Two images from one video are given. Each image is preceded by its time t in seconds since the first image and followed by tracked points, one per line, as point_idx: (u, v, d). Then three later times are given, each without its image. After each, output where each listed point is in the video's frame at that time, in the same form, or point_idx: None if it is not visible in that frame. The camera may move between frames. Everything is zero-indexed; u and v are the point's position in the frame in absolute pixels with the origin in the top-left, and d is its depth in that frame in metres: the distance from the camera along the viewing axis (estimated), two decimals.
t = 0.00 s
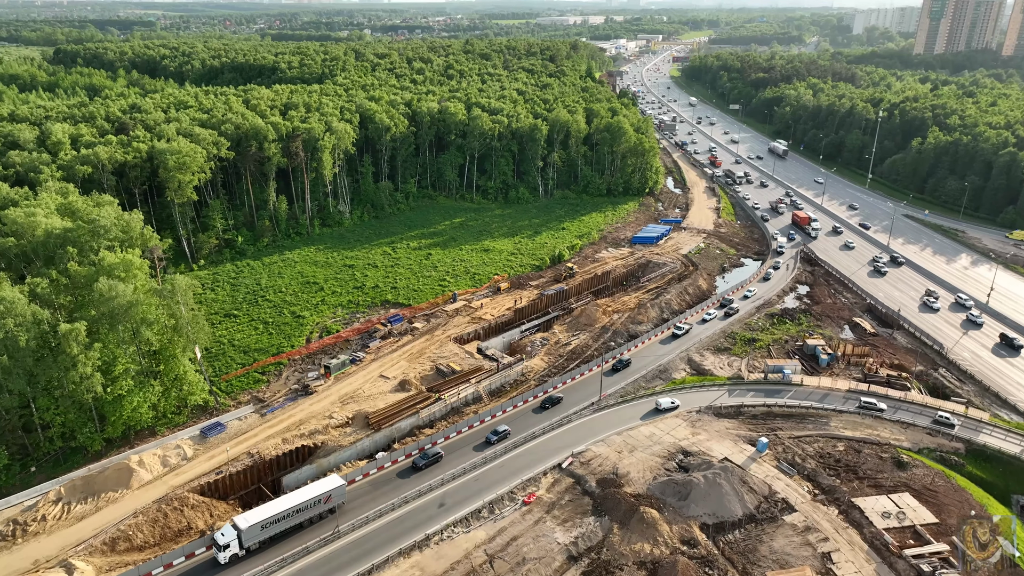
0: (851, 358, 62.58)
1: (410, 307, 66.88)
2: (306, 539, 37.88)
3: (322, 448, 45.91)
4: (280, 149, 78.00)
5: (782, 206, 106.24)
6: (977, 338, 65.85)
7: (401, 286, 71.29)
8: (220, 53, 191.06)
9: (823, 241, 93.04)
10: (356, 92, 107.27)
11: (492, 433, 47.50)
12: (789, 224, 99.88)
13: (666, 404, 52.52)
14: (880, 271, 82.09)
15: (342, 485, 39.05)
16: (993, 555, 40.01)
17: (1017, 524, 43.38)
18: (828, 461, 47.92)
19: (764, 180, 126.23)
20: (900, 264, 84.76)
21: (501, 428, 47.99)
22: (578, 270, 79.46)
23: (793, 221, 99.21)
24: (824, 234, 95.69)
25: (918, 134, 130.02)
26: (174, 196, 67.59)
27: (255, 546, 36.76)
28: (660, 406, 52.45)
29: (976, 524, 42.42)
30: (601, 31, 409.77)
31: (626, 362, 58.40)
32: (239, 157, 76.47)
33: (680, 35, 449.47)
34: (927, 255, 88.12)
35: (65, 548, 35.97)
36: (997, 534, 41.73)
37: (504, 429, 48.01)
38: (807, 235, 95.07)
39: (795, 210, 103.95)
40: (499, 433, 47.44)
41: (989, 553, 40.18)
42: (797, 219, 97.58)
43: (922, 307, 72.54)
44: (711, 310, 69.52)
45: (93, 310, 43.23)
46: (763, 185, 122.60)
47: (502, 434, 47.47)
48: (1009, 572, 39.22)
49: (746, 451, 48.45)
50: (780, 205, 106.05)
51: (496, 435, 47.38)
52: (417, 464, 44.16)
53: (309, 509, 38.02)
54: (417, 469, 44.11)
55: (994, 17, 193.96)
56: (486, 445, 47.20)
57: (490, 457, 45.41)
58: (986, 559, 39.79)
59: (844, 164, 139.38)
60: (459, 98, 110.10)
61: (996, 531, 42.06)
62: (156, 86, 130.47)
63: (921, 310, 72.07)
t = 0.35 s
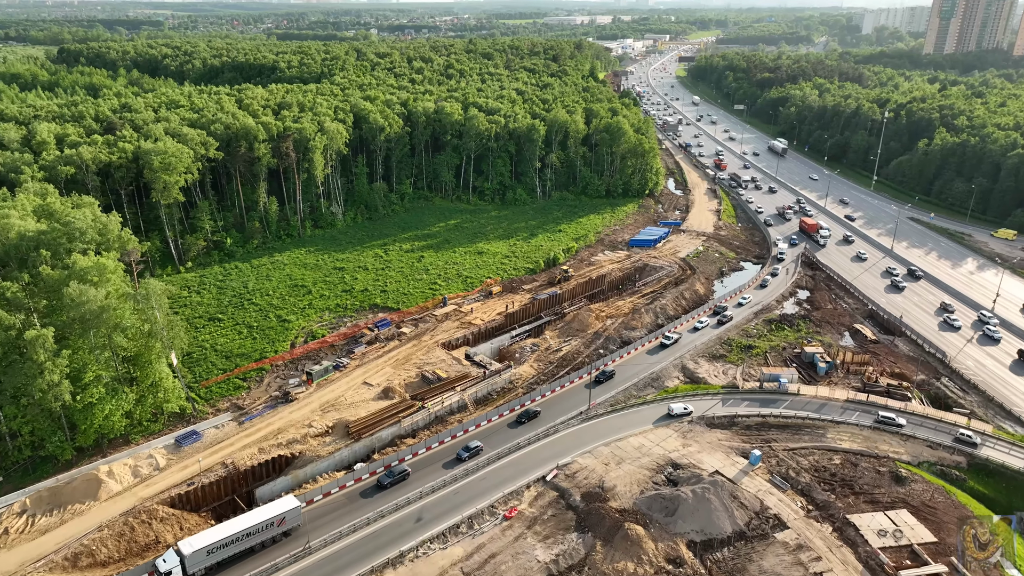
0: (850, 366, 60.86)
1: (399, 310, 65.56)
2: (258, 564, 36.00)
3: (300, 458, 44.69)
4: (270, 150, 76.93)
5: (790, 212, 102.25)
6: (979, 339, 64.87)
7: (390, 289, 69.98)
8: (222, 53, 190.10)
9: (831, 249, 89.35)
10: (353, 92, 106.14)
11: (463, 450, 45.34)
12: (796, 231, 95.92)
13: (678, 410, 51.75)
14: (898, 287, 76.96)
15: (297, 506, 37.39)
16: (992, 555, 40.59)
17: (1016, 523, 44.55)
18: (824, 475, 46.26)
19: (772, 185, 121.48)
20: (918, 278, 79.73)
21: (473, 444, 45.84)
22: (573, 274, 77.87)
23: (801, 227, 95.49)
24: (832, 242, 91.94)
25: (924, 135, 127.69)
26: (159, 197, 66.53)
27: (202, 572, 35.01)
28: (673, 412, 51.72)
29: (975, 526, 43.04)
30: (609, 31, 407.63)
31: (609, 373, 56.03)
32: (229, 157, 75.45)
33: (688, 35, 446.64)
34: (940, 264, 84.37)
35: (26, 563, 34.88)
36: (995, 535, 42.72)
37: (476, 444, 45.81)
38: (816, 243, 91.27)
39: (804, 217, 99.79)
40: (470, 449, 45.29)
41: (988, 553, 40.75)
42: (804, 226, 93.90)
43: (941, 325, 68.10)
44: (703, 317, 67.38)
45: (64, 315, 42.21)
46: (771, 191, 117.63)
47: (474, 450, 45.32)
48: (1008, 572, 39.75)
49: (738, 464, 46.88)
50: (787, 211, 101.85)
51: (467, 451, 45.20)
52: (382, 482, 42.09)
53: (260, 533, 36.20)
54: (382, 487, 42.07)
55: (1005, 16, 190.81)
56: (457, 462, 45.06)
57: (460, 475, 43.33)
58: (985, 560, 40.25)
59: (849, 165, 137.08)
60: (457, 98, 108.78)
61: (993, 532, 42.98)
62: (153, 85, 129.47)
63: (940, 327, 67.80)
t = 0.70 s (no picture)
0: (850, 375, 59.10)
1: (388, 316, 64.23)
2: None
3: (276, 470, 43.34)
4: (260, 151, 75.80)
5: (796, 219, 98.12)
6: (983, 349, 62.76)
7: (380, 294, 68.63)
8: (224, 53, 189.15)
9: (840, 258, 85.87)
10: (349, 92, 104.89)
11: (432, 470, 43.30)
12: (804, 239, 92.26)
13: (694, 418, 50.64)
14: (917, 305, 71.88)
15: (246, 533, 35.79)
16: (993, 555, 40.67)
17: (1016, 521, 43.70)
18: (818, 491, 44.58)
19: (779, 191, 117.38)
20: (939, 294, 74.66)
21: (443, 463, 43.80)
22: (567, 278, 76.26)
23: (809, 235, 92.02)
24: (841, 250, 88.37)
25: (931, 137, 125.33)
26: (144, 199, 65.45)
27: None
28: (688, 420, 50.63)
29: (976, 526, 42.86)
30: (616, 31, 405.50)
31: (591, 387, 53.55)
32: (217, 159, 74.33)
33: (695, 35, 444.08)
34: (954, 276, 80.46)
35: None
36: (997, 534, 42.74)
37: (445, 464, 43.75)
38: (823, 252, 87.84)
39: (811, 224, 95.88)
40: (438, 469, 43.25)
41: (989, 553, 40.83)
42: (812, 234, 90.45)
43: (963, 345, 63.72)
44: (694, 328, 64.85)
45: (32, 323, 41.13)
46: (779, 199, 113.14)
47: (442, 469, 43.34)
48: (1010, 571, 39.79)
49: (730, 479, 45.23)
50: (794, 217, 98.02)
51: (435, 471, 43.18)
52: (343, 505, 40.18)
53: (207, 560, 34.55)
54: (344, 509, 40.16)
55: (1016, 16, 187.67)
56: (424, 482, 43.06)
57: (426, 497, 41.35)
58: (986, 560, 40.27)
59: (854, 167, 134.76)
60: (454, 98, 107.39)
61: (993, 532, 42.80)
62: (151, 85, 128.51)
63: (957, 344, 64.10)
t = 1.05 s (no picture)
0: (848, 385, 57.36)
1: (375, 322, 62.86)
2: None
3: (250, 483, 42.03)
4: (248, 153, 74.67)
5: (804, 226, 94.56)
6: (988, 359, 60.75)
7: (368, 299, 67.21)
8: (225, 53, 188.18)
9: (849, 268, 82.26)
10: (344, 92, 103.73)
11: (395, 490, 41.27)
12: (811, 248, 88.74)
13: (710, 428, 49.43)
14: (938, 324, 67.15)
15: (189, 560, 33.69)
16: (994, 555, 41.13)
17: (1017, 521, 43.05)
18: (812, 508, 42.94)
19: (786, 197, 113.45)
20: (960, 312, 69.78)
21: (407, 483, 41.74)
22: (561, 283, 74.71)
23: (817, 244, 88.40)
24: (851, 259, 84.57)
25: (938, 138, 123.02)
26: (128, 201, 64.39)
27: None
28: (703, 430, 49.45)
29: (976, 525, 43.04)
30: (622, 31, 403.34)
31: (571, 402, 51.43)
32: (205, 160, 73.25)
33: (701, 35, 441.60)
34: (971, 288, 76.50)
35: None
36: (997, 533, 42.54)
37: (410, 485, 41.71)
38: (831, 261, 84.39)
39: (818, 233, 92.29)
40: (403, 490, 41.20)
41: (990, 552, 41.33)
42: (820, 243, 86.64)
43: (985, 367, 59.60)
44: (684, 337, 62.69)
45: None
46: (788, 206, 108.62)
47: (407, 490, 41.26)
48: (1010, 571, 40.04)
49: (721, 495, 43.60)
50: (801, 225, 94.46)
51: (399, 492, 41.14)
52: (299, 528, 38.21)
53: None
54: (299, 533, 38.21)
55: None
56: (388, 504, 41.03)
57: (389, 520, 39.36)
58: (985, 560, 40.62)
59: (858, 169, 132.52)
60: (451, 99, 106.01)
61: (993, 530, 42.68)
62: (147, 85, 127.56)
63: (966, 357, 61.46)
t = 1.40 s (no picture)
0: (846, 395, 55.63)
1: (361, 327, 61.52)
2: None
3: (221, 495, 40.73)
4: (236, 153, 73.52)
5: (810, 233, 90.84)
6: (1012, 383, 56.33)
7: (355, 303, 65.84)
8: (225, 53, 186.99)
9: (857, 279, 78.46)
10: (339, 92, 102.47)
11: (353, 512, 39.20)
12: (818, 256, 84.90)
13: (727, 439, 47.96)
14: (958, 344, 62.64)
15: None
16: (994, 554, 40.14)
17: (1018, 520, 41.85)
18: (803, 525, 41.30)
19: (793, 203, 109.77)
20: (983, 332, 65.08)
21: (366, 504, 39.66)
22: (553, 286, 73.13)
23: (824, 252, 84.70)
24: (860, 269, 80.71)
25: (944, 139, 120.77)
26: (111, 202, 63.33)
27: None
28: (720, 441, 48.00)
29: (975, 525, 42.07)
30: (628, 31, 400.95)
31: (548, 416, 49.09)
32: (192, 160, 72.17)
33: (708, 34, 438.93)
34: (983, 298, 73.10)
35: None
36: (997, 533, 41.32)
37: (368, 506, 39.60)
38: (838, 271, 80.52)
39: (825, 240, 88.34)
40: (361, 512, 39.10)
41: (990, 552, 40.35)
42: (827, 252, 82.80)
43: (1009, 394, 55.20)
44: (671, 347, 60.57)
45: None
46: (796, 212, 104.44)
47: (366, 511, 39.24)
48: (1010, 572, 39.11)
49: (709, 510, 42.02)
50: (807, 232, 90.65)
51: (357, 514, 39.05)
52: (248, 553, 36.24)
53: None
54: (248, 558, 36.24)
55: None
56: (346, 526, 39.00)
57: (344, 545, 37.25)
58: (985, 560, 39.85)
59: (863, 170, 130.32)
60: (447, 98, 104.61)
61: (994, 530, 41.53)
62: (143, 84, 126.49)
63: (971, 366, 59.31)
